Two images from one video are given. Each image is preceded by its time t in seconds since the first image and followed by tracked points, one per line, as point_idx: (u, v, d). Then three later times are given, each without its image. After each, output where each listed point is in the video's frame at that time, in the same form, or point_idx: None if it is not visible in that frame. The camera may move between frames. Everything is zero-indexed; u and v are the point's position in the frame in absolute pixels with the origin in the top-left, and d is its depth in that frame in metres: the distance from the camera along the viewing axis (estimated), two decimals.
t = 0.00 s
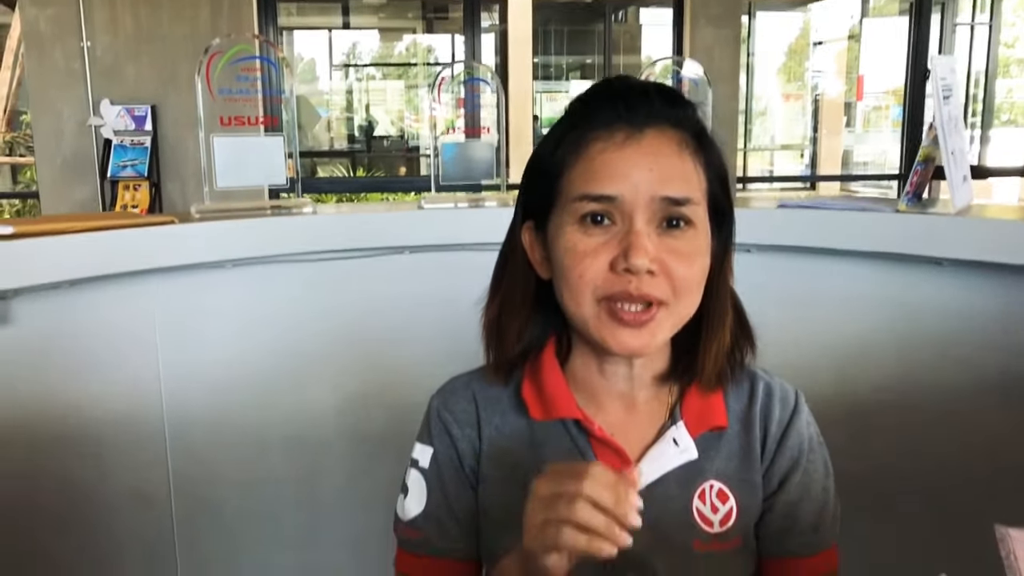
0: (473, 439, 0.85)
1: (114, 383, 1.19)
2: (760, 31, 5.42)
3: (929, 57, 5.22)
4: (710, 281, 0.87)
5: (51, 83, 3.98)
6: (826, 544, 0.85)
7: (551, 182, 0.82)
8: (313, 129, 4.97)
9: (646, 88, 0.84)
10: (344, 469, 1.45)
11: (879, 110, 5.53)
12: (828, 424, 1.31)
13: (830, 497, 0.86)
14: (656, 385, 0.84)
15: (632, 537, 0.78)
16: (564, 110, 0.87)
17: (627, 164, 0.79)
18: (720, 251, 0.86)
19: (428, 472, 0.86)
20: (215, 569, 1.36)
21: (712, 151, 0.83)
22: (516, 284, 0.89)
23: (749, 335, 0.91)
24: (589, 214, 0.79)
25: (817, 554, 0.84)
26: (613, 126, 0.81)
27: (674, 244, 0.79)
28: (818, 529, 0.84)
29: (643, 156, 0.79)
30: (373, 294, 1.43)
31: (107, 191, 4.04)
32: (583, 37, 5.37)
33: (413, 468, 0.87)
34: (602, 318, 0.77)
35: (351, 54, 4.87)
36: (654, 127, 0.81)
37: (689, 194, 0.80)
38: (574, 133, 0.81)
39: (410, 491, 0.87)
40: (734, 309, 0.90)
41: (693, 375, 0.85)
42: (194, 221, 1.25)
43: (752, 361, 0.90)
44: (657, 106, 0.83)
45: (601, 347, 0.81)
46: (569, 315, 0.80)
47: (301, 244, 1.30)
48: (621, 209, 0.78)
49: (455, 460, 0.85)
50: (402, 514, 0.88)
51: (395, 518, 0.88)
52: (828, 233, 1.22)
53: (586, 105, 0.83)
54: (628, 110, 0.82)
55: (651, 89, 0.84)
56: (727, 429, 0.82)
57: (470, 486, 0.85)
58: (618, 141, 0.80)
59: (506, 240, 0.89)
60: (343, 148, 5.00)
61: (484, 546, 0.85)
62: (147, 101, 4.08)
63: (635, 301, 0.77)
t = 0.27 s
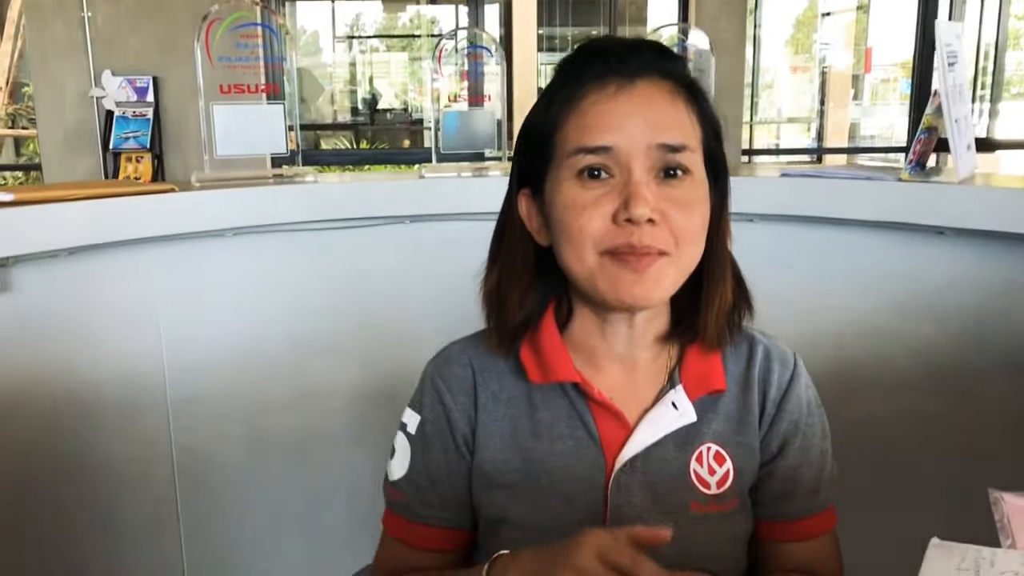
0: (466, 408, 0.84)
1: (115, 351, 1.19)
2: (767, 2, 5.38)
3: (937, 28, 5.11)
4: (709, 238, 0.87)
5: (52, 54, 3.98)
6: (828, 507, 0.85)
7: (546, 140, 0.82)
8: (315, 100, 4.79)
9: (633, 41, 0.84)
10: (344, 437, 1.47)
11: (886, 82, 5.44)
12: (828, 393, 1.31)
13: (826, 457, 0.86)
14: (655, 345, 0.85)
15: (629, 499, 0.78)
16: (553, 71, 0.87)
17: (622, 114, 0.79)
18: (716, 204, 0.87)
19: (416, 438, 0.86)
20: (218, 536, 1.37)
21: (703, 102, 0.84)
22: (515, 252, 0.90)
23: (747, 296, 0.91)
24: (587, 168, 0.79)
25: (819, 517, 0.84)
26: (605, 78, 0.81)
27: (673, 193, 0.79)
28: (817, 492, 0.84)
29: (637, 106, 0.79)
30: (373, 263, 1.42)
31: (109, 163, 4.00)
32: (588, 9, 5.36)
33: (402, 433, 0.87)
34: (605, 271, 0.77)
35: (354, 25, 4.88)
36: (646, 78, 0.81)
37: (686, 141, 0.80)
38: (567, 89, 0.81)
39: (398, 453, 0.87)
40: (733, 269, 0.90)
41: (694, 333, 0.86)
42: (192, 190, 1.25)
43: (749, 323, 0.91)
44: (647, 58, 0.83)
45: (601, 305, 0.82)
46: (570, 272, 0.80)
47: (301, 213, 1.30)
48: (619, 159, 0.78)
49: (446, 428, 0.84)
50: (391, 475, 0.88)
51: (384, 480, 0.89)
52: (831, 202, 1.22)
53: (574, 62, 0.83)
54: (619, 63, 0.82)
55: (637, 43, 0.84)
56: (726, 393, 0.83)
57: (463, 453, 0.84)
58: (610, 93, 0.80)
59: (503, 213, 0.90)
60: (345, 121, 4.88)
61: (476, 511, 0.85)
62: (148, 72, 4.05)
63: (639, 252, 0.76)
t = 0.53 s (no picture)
0: (464, 401, 0.85)
1: (119, 340, 1.20)
2: None
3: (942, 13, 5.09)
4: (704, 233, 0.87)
5: (56, 41, 4.00)
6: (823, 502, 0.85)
7: (541, 139, 0.82)
8: (317, 86, 4.81)
9: (628, 39, 0.84)
10: (347, 425, 1.48)
11: (892, 68, 5.44)
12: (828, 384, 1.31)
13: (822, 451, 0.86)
14: (650, 339, 0.86)
15: (626, 493, 0.78)
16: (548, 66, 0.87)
17: (616, 114, 0.79)
18: (711, 200, 0.87)
19: (414, 430, 0.87)
20: (223, 524, 1.38)
21: (698, 98, 0.84)
22: (511, 247, 0.90)
23: (742, 289, 0.92)
24: (582, 168, 0.79)
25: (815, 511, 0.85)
26: (599, 77, 0.81)
27: (668, 192, 0.79)
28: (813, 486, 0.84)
29: (631, 105, 0.79)
30: (375, 252, 1.43)
31: (113, 150, 4.01)
32: None
33: (402, 425, 0.88)
34: (600, 271, 0.77)
35: (358, 10, 4.80)
36: (640, 77, 0.81)
37: (681, 140, 0.80)
38: (561, 87, 0.82)
39: (397, 445, 0.88)
40: (728, 263, 0.90)
41: (689, 326, 0.86)
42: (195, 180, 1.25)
43: (745, 316, 0.91)
44: (641, 56, 0.83)
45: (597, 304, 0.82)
46: (566, 271, 0.80)
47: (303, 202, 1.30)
48: (613, 160, 0.79)
49: (444, 420, 0.85)
50: (390, 466, 0.89)
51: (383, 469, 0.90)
52: (832, 193, 1.22)
53: (569, 60, 0.84)
54: (612, 61, 0.82)
55: (632, 41, 0.85)
56: (721, 386, 0.83)
57: (460, 445, 0.85)
58: (605, 92, 0.80)
59: (500, 204, 0.91)
60: (349, 107, 4.89)
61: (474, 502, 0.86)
62: (152, 59, 4.04)
63: (632, 253, 0.77)
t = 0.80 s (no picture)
0: (469, 399, 0.86)
1: (125, 335, 1.20)
2: None
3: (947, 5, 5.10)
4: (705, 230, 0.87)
5: (60, 35, 4.00)
6: (825, 498, 0.86)
7: (541, 139, 0.83)
8: (321, 79, 4.84)
9: (627, 38, 0.85)
10: (352, 419, 1.49)
11: (897, 61, 5.46)
12: (830, 379, 1.32)
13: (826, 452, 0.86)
14: (653, 338, 0.86)
15: (629, 491, 0.79)
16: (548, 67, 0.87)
17: (614, 114, 0.79)
18: (712, 198, 0.87)
19: (422, 428, 0.87)
20: (229, 517, 1.39)
21: (697, 97, 0.84)
22: (513, 247, 0.91)
23: (746, 286, 0.92)
24: (581, 167, 0.80)
25: (816, 508, 0.85)
26: (597, 77, 0.81)
27: (667, 191, 0.79)
28: (814, 484, 0.85)
29: (629, 105, 0.79)
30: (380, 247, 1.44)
31: (117, 143, 4.03)
32: None
33: (409, 422, 0.89)
34: (599, 270, 0.78)
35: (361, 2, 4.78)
36: (638, 76, 0.82)
37: (679, 139, 0.80)
38: (560, 87, 0.82)
39: (404, 443, 0.89)
40: (730, 259, 0.91)
41: (690, 324, 0.87)
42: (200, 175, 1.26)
43: (748, 314, 0.91)
44: (639, 55, 0.83)
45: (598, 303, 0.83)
46: (567, 270, 0.80)
47: (308, 197, 1.31)
48: (612, 159, 0.79)
49: (450, 418, 0.86)
50: (398, 464, 0.90)
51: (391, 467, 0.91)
52: (836, 188, 1.22)
53: (567, 59, 0.84)
54: (610, 61, 0.82)
55: (630, 39, 0.85)
56: (724, 385, 0.83)
57: (465, 442, 0.86)
58: (603, 91, 0.80)
59: (502, 206, 0.91)
60: (352, 100, 4.90)
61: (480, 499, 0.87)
62: (156, 53, 4.05)
63: (631, 251, 0.77)
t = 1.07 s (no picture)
0: (475, 409, 0.86)
1: (131, 339, 1.21)
2: None
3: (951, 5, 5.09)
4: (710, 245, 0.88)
5: (64, 35, 4.00)
6: (826, 505, 0.87)
7: (550, 156, 0.83)
8: (325, 78, 4.85)
9: (638, 56, 0.84)
10: (356, 421, 1.49)
11: (900, 60, 5.46)
12: (833, 383, 1.32)
13: (827, 461, 0.87)
14: (658, 349, 0.87)
15: (634, 500, 0.80)
16: (559, 81, 0.87)
17: (623, 136, 0.79)
18: (719, 214, 0.87)
19: (427, 437, 0.88)
20: (235, 520, 1.40)
21: (707, 117, 0.84)
22: (520, 255, 0.91)
23: (749, 296, 0.92)
24: (589, 187, 0.80)
25: (817, 515, 0.86)
26: (607, 97, 0.81)
27: (674, 214, 0.80)
28: (816, 491, 0.86)
29: (639, 128, 0.79)
30: (384, 251, 1.44)
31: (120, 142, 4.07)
32: None
33: (414, 430, 0.90)
34: (605, 289, 0.79)
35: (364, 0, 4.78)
36: (649, 97, 0.81)
37: (687, 162, 0.80)
38: (570, 106, 0.82)
39: (409, 450, 0.90)
40: (735, 271, 0.91)
41: (695, 336, 0.87)
42: (206, 180, 1.26)
43: (752, 324, 0.92)
44: (649, 75, 0.83)
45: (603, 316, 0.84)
46: (572, 287, 0.82)
47: (313, 202, 1.31)
48: (620, 181, 0.79)
49: (455, 428, 0.86)
50: (404, 470, 0.91)
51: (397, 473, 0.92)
52: (839, 194, 1.22)
53: (577, 77, 0.84)
54: (621, 82, 0.82)
55: (641, 57, 0.84)
56: (728, 394, 0.84)
57: (471, 452, 0.86)
58: (613, 113, 0.80)
59: (511, 214, 0.92)
60: (355, 99, 4.92)
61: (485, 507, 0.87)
62: (160, 53, 4.06)
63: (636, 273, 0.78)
